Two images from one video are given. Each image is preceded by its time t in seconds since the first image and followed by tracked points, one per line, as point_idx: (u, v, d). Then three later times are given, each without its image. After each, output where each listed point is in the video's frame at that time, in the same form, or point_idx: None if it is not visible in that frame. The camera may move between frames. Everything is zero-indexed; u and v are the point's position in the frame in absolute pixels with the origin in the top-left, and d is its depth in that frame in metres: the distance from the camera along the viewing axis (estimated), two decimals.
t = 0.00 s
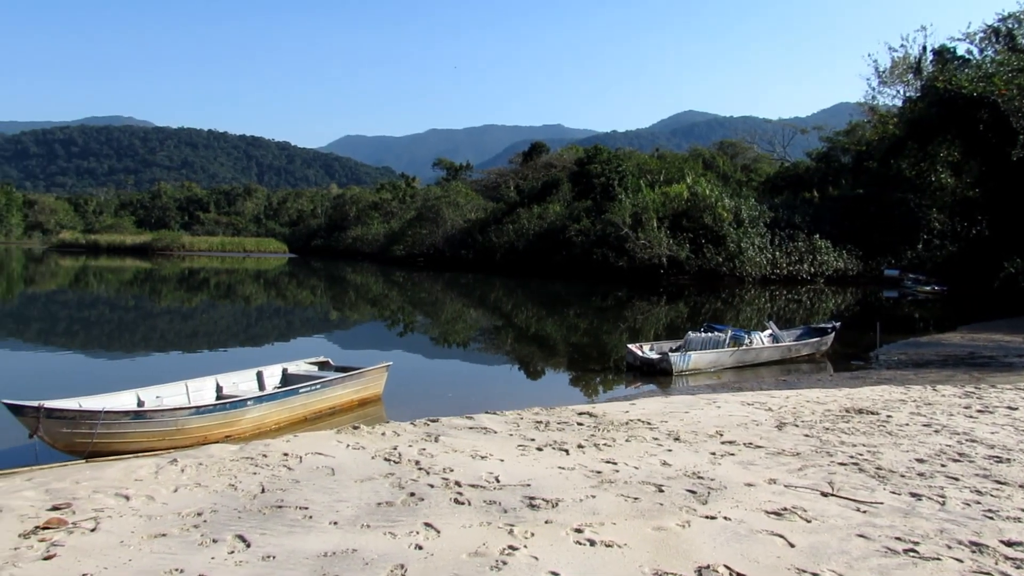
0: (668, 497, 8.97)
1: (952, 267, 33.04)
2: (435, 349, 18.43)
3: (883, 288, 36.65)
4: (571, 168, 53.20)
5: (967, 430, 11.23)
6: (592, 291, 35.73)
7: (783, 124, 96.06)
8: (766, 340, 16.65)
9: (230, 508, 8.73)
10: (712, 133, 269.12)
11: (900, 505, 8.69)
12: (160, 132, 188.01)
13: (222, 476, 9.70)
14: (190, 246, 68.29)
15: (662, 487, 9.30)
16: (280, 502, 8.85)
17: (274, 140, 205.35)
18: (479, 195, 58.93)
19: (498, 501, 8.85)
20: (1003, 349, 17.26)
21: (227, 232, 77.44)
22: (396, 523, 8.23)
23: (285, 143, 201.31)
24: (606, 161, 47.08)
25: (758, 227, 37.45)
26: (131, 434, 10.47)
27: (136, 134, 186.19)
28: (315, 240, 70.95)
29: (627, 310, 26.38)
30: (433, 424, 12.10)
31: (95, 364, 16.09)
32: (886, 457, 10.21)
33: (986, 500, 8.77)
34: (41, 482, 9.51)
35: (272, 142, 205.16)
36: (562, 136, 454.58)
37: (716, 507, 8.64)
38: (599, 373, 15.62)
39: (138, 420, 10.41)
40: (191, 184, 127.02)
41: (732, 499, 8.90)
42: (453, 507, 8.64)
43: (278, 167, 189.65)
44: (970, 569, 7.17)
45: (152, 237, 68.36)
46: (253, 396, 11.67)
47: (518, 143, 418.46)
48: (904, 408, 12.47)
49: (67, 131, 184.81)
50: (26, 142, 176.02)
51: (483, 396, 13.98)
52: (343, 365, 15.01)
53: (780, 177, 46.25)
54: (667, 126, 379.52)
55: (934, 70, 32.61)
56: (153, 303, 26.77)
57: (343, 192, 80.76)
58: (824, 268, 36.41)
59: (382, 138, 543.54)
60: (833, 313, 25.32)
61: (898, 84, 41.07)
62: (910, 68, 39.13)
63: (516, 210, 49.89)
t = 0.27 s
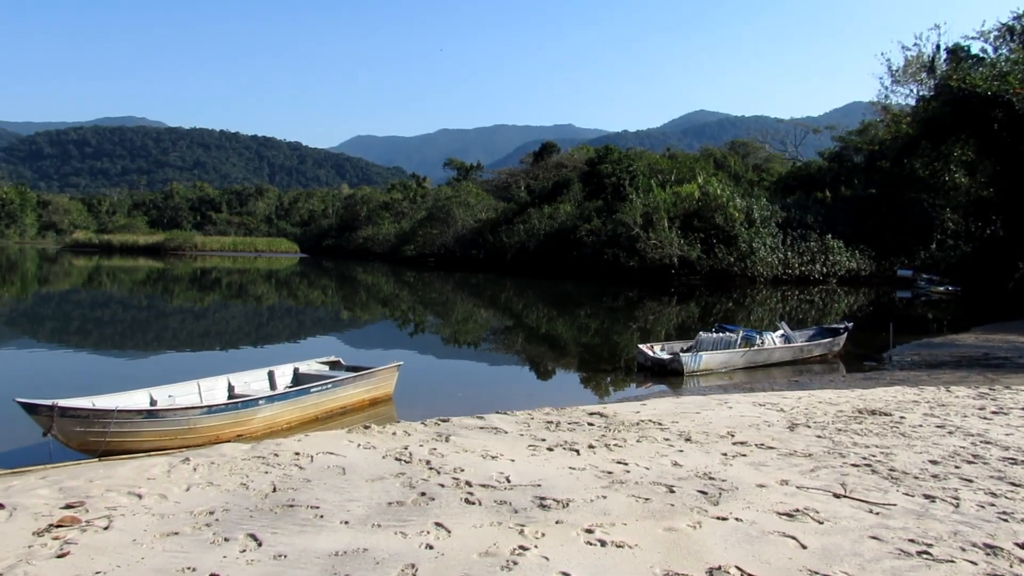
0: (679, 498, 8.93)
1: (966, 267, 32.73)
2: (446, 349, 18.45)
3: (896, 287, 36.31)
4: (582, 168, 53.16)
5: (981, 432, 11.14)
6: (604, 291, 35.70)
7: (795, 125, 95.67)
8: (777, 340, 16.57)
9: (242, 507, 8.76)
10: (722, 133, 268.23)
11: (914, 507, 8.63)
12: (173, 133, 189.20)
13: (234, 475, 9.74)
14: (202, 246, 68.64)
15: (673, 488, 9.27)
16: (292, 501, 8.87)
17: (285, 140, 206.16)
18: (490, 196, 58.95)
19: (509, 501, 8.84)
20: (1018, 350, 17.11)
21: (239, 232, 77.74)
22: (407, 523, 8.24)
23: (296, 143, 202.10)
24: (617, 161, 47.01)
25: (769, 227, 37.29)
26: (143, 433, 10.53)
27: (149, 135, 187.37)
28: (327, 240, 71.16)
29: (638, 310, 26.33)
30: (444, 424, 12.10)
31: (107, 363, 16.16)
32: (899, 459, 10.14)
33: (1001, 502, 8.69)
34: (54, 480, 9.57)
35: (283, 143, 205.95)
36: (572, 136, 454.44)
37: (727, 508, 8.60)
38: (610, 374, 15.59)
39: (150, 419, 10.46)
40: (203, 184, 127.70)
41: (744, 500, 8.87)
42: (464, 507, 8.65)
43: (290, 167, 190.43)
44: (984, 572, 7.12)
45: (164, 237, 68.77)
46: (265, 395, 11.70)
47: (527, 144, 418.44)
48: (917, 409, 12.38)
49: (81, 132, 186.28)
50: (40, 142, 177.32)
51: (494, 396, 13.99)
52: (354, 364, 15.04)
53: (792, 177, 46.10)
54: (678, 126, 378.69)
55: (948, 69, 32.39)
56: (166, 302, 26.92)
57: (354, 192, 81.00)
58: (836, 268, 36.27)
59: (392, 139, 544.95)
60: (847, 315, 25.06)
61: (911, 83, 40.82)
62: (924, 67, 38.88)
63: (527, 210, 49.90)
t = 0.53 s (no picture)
0: (690, 499, 8.91)
1: (980, 267, 32.39)
2: (457, 349, 18.46)
3: (908, 287, 36.08)
4: (593, 168, 53.10)
5: (995, 434, 11.05)
6: (615, 291, 35.66)
7: (808, 125, 95.31)
8: (789, 341, 16.49)
9: (254, 506, 8.80)
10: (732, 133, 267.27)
11: (926, 508, 8.58)
12: (185, 134, 190.25)
13: (246, 474, 9.78)
14: (214, 246, 68.97)
15: (684, 488, 9.24)
16: (303, 500, 8.90)
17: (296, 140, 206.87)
18: (500, 196, 58.96)
19: (519, 501, 8.85)
20: None
21: (251, 232, 78.06)
22: (418, 522, 8.25)
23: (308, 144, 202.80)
24: (628, 161, 46.94)
25: (781, 228, 37.11)
26: (155, 432, 10.58)
27: (162, 135, 188.44)
28: (338, 240, 71.38)
29: (649, 310, 26.27)
30: (454, 424, 12.11)
31: (119, 363, 16.23)
32: (912, 460, 10.08)
33: (1016, 505, 8.62)
34: (67, 479, 9.63)
35: (294, 143, 206.69)
36: (582, 136, 454.38)
37: (738, 509, 8.57)
38: (620, 374, 15.56)
39: (163, 418, 10.50)
40: (216, 184, 128.40)
41: (755, 501, 8.83)
42: (474, 507, 8.65)
43: (301, 168, 191.14)
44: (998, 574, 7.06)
45: (176, 237, 69.18)
46: (276, 395, 11.74)
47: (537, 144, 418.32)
48: (930, 410, 12.30)
49: (94, 132, 187.38)
50: (54, 142, 178.57)
51: (504, 396, 14.00)
52: (365, 364, 15.08)
53: (804, 177, 45.93)
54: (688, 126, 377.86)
55: (962, 68, 32.17)
56: (177, 302, 27.05)
57: (365, 192, 81.19)
58: (848, 268, 36.12)
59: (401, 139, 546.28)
60: (857, 316, 24.68)
61: (924, 82, 40.56)
62: (937, 66, 38.62)
63: (538, 210, 49.91)
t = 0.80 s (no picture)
0: (701, 500, 8.88)
1: (993, 268, 32.17)
2: (467, 349, 18.48)
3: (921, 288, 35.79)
4: (604, 168, 53.05)
5: (1010, 435, 10.97)
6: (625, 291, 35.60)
7: (821, 124, 94.79)
8: (801, 341, 16.43)
9: (265, 505, 8.82)
10: (743, 133, 266.34)
11: (940, 510, 8.52)
12: (197, 134, 191.19)
13: (258, 473, 9.82)
14: (226, 246, 69.30)
15: (696, 489, 9.21)
16: (314, 499, 8.93)
17: (307, 140, 207.59)
18: (511, 196, 58.99)
19: (529, 501, 8.84)
20: None
21: (262, 233, 78.36)
22: (429, 522, 8.26)
23: (319, 144, 203.46)
24: (639, 162, 46.84)
25: (793, 228, 36.92)
26: (168, 431, 10.63)
27: (174, 135, 189.46)
28: (349, 240, 71.59)
29: (660, 311, 26.22)
30: (465, 424, 12.11)
31: (132, 362, 16.31)
32: (926, 462, 10.02)
33: None
34: (81, 477, 9.69)
35: (305, 143, 207.46)
36: (592, 135, 453.82)
37: (750, 510, 8.54)
38: (631, 374, 15.54)
39: (175, 417, 10.55)
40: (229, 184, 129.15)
41: (767, 502, 8.79)
42: (485, 507, 8.65)
43: (312, 168, 191.74)
44: None
45: (188, 237, 69.53)
46: (288, 394, 11.78)
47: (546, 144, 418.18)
48: (944, 412, 12.22)
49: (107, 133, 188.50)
50: (67, 142, 179.85)
51: (514, 396, 14.01)
52: (376, 364, 15.10)
53: (817, 177, 45.75)
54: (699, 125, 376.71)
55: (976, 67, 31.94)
56: (189, 302, 27.19)
57: (376, 192, 81.38)
58: (860, 268, 36.02)
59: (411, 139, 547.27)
60: (870, 317, 24.51)
61: (938, 81, 40.32)
62: (951, 65, 38.37)
63: (549, 210, 49.89)
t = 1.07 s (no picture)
0: (712, 501, 8.85)
1: (1007, 268, 31.86)
2: (477, 349, 18.49)
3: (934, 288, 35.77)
4: (615, 168, 52.97)
5: None
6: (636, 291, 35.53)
7: (834, 124, 94.24)
8: (813, 342, 16.35)
9: (276, 504, 8.86)
10: (754, 132, 265.27)
11: (953, 512, 8.46)
12: (209, 135, 192.18)
13: (269, 472, 9.85)
14: (237, 246, 69.62)
15: (706, 490, 9.18)
16: (325, 499, 8.95)
17: (318, 141, 208.26)
18: (521, 196, 59.03)
19: (540, 501, 8.84)
20: None
21: (274, 233, 78.64)
22: (439, 522, 8.27)
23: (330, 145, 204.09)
24: (649, 161, 46.73)
25: (805, 227, 36.74)
26: (180, 430, 10.68)
27: (187, 136, 190.47)
28: (360, 240, 71.81)
29: (670, 311, 26.18)
30: (475, 424, 12.12)
31: (144, 361, 16.40)
32: (938, 463, 9.96)
33: None
34: (94, 476, 9.75)
35: (315, 143, 208.24)
36: (602, 135, 453.13)
37: (761, 512, 8.51)
38: (641, 375, 15.50)
39: (187, 416, 10.60)
40: (241, 185, 129.88)
41: (778, 503, 8.76)
42: (496, 507, 8.65)
43: (323, 168, 192.28)
44: None
45: (200, 237, 69.86)
46: (299, 394, 11.82)
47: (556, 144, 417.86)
48: (957, 413, 12.15)
49: (120, 133, 189.70)
50: (81, 143, 181.15)
51: (525, 396, 14.00)
52: (387, 364, 15.13)
53: (829, 176, 45.57)
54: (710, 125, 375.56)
55: (990, 65, 31.71)
56: (201, 301, 27.35)
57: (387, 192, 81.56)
58: (872, 268, 35.86)
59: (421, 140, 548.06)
60: (882, 317, 24.43)
61: (952, 80, 40.08)
62: (966, 64, 38.12)
63: (559, 210, 49.87)
